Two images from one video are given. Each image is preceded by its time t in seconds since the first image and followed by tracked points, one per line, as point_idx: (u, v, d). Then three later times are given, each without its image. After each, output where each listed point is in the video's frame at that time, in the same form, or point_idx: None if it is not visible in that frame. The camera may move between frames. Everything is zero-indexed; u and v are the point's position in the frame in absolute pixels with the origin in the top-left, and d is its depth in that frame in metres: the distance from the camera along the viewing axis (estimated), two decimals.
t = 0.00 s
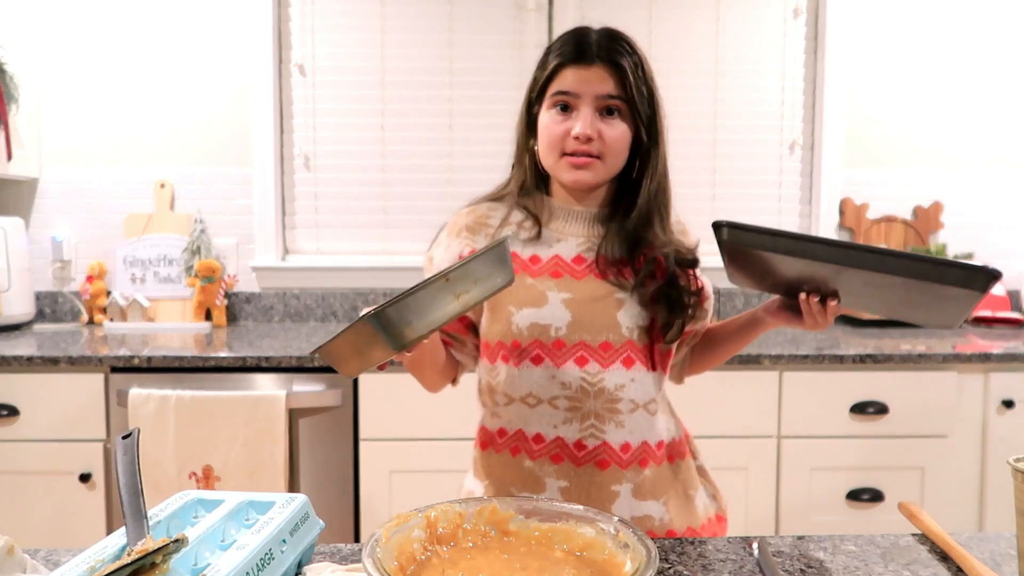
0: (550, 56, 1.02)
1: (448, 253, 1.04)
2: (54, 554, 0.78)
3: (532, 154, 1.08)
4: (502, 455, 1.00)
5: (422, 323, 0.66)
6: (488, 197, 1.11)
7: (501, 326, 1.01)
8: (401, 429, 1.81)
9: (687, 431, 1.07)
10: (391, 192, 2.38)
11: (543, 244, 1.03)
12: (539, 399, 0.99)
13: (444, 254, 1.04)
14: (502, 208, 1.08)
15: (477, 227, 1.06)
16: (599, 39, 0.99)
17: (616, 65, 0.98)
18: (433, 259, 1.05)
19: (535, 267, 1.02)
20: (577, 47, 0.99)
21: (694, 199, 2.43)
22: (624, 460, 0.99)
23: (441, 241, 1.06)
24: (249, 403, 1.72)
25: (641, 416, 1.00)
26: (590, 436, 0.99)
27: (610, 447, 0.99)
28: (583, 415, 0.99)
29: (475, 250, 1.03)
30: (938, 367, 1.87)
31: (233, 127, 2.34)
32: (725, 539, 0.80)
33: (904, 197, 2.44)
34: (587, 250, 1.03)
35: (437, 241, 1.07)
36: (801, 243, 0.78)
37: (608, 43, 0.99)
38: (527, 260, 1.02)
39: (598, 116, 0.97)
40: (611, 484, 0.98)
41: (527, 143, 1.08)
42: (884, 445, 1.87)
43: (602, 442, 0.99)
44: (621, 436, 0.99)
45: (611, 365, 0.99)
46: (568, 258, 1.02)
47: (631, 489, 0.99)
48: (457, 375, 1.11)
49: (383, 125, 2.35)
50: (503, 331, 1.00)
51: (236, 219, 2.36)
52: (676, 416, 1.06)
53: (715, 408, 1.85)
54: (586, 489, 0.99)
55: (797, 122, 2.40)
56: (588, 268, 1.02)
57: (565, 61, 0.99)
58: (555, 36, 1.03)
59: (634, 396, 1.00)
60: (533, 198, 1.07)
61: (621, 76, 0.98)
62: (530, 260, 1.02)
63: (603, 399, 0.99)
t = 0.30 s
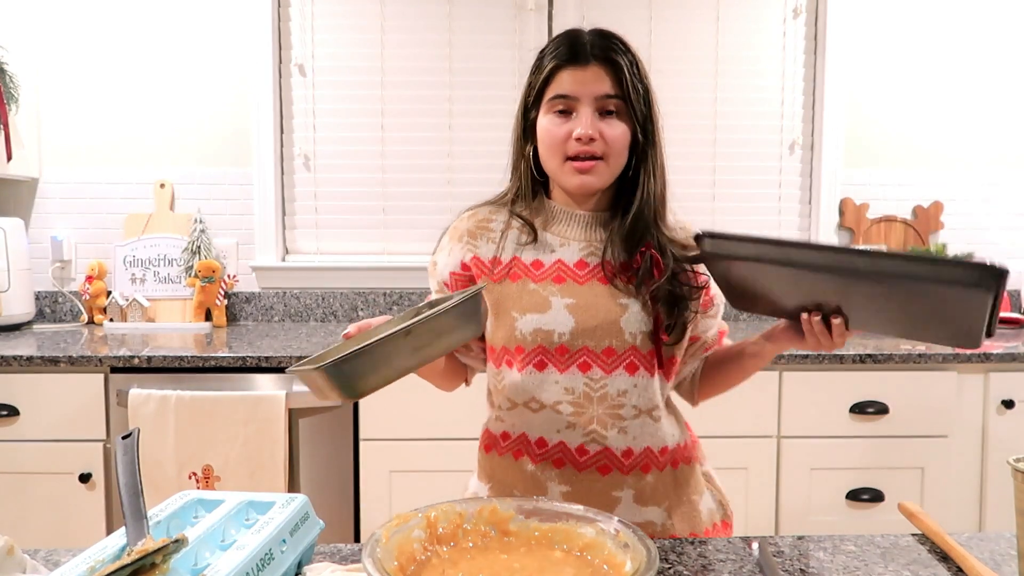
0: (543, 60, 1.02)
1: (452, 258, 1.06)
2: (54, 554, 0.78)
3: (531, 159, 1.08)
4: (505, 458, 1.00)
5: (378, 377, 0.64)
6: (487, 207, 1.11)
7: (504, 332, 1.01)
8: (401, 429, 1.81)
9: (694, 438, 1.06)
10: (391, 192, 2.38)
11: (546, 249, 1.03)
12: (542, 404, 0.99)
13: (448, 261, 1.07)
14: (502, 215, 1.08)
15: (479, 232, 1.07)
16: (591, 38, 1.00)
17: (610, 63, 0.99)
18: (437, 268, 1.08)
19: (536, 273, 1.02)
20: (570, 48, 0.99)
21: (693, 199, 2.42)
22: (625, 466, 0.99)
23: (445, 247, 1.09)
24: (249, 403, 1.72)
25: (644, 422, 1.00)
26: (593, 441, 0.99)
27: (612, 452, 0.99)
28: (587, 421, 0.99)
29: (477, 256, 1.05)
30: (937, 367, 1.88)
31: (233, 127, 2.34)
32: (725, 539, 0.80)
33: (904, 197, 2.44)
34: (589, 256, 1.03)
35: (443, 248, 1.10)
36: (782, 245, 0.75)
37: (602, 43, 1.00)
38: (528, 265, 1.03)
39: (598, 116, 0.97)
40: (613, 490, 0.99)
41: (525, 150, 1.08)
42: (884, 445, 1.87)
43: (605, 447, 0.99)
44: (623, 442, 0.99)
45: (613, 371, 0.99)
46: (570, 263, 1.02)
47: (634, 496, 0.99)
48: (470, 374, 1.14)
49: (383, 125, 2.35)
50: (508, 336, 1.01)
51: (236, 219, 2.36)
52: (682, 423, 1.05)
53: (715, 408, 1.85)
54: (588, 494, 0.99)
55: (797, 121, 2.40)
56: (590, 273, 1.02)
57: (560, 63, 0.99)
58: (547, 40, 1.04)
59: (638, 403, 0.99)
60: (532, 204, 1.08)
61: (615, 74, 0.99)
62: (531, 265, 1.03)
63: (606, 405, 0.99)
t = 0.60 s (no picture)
0: (539, 55, 1.03)
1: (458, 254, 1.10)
2: (54, 554, 0.77)
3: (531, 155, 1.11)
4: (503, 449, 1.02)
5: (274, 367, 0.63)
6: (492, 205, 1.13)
7: (503, 325, 1.03)
8: (402, 429, 1.81)
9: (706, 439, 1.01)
10: (391, 192, 2.38)
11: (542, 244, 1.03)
12: (536, 398, 1.00)
13: (456, 258, 1.11)
14: (504, 211, 1.10)
15: (483, 229, 1.09)
16: (585, 32, 1.00)
17: (604, 55, 0.99)
18: (448, 266, 1.12)
19: (532, 267, 1.02)
20: (563, 42, 1.00)
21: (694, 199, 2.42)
22: (619, 461, 0.98)
23: (455, 245, 1.13)
24: (249, 403, 1.72)
25: (636, 416, 0.98)
26: (586, 435, 0.99)
27: (604, 446, 0.98)
28: (578, 414, 0.99)
29: (478, 252, 1.07)
30: (937, 367, 1.87)
31: (233, 127, 2.34)
32: (724, 539, 0.80)
33: (904, 197, 2.45)
34: (584, 249, 1.02)
35: (454, 245, 1.13)
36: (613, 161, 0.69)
37: (595, 34, 0.99)
38: (524, 260, 1.03)
39: (591, 107, 0.97)
40: (607, 485, 0.98)
41: (523, 145, 1.12)
42: (883, 445, 1.87)
43: (598, 441, 0.98)
44: (615, 436, 0.98)
45: (604, 365, 0.98)
46: (565, 257, 1.02)
47: (627, 490, 0.98)
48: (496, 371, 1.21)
49: (383, 126, 2.35)
50: (506, 330, 1.03)
51: (236, 219, 2.36)
52: (688, 422, 1.00)
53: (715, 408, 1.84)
54: (582, 488, 0.98)
55: (797, 122, 2.40)
56: (585, 267, 1.01)
57: (555, 57, 1.00)
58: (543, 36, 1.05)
59: (629, 397, 0.99)
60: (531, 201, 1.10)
61: (609, 65, 0.98)
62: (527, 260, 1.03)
63: (598, 399, 0.99)
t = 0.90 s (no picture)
0: (535, 59, 1.03)
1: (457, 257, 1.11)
2: (54, 554, 0.78)
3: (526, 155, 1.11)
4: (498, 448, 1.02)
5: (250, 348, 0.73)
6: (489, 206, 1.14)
7: (499, 325, 1.04)
8: (402, 429, 1.81)
9: (701, 439, 1.00)
10: (391, 192, 2.38)
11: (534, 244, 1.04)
12: (530, 397, 1.00)
13: (455, 260, 1.12)
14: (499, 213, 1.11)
15: (480, 230, 1.09)
16: (581, 38, 1.00)
17: (598, 62, 0.99)
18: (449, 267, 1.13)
19: (527, 267, 1.02)
20: (558, 48, 0.99)
21: (694, 199, 2.43)
22: (612, 460, 0.98)
23: (454, 248, 1.14)
24: (249, 403, 1.72)
25: (629, 415, 0.99)
26: (579, 433, 0.99)
27: (597, 445, 0.98)
28: (571, 412, 0.99)
29: (475, 254, 1.08)
30: (937, 367, 1.87)
31: (233, 127, 2.34)
32: (724, 539, 0.80)
33: (904, 197, 2.45)
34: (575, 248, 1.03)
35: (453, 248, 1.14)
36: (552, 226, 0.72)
37: (589, 40, 0.99)
38: (518, 260, 1.03)
39: (583, 113, 0.97)
40: (600, 484, 0.98)
41: (519, 143, 1.12)
42: (883, 444, 1.87)
43: (590, 439, 0.99)
44: (609, 435, 0.98)
45: (597, 362, 0.99)
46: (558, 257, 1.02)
47: (620, 489, 0.98)
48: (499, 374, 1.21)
49: (383, 125, 2.35)
50: (501, 329, 1.03)
51: (236, 219, 2.36)
52: (682, 422, 1.00)
53: (715, 408, 1.84)
54: (575, 487, 0.98)
55: (797, 122, 2.40)
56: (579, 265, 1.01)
57: (550, 61, 1.00)
58: (540, 38, 1.04)
59: (622, 395, 0.99)
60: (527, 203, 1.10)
61: (603, 73, 0.98)
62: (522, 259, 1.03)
63: (590, 397, 0.99)
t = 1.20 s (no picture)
0: (537, 59, 1.02)
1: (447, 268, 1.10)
2: (55, 554, 0.78)
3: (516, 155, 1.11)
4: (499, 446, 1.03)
5: (266, 351, 0.73)
6: (478, 210, 1.14)
7: (494, 333, 1.03)
8: (401, 429, 1.81)
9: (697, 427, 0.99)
10: (391, 192, 2.38)
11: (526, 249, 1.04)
12: (531, 400, 1.00)
13: (445, 271, 1.11)
14: (490, 217, 1.10)
15: (469, 243, 1.09)
16: (586, 42, 1.00)
17: (603, 67, 0.99)
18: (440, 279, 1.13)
19: (517, 273, 1.03)
20: (564, 50, 0.99)
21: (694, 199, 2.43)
22: (610, 454, 0.99)
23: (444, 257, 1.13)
24: (249, 403, 1.72)
25: (628, 410, 0.99)
26: (579, 430, 0.98)
27: (597, 440, 0.98)
28: (573, 410, 0.99)
29: (465, 265, 1.07)
30: (937, 367, 1.87)
31: (233, 127, 2.34)
32: (724, 539, 0.80)
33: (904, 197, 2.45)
34: (566, 250, 1.03)
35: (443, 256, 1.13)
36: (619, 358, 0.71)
37: (595, 45, 0.99)
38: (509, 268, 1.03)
39: (586, 119, 0.97)
40: (597, 478, 0.98)
41: (509, 140, 1.11)
42: (883, 444, 1.87)
43: (589, 436, 0.98)
44: (607, 430, 0.99)
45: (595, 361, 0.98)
46: (548, 260, 1.02)
47: (618, 484, 0.98)
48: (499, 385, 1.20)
49: (383, 125, 2.35)
50: (497, 336, 1.03)
51: (236, 219, 2.36)
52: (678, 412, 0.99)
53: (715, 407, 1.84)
54: (574, 483, 0.98)
55: (797, 122, 2.40)
56: (567, 268, 1.02)
57: (554, 63, 0.98)
58: (542, 38, 1.03)
59: (622, 391, 0.98)
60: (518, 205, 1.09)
61: (608, 80, 0.99)
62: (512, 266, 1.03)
63: (591, 394, 0.98)
